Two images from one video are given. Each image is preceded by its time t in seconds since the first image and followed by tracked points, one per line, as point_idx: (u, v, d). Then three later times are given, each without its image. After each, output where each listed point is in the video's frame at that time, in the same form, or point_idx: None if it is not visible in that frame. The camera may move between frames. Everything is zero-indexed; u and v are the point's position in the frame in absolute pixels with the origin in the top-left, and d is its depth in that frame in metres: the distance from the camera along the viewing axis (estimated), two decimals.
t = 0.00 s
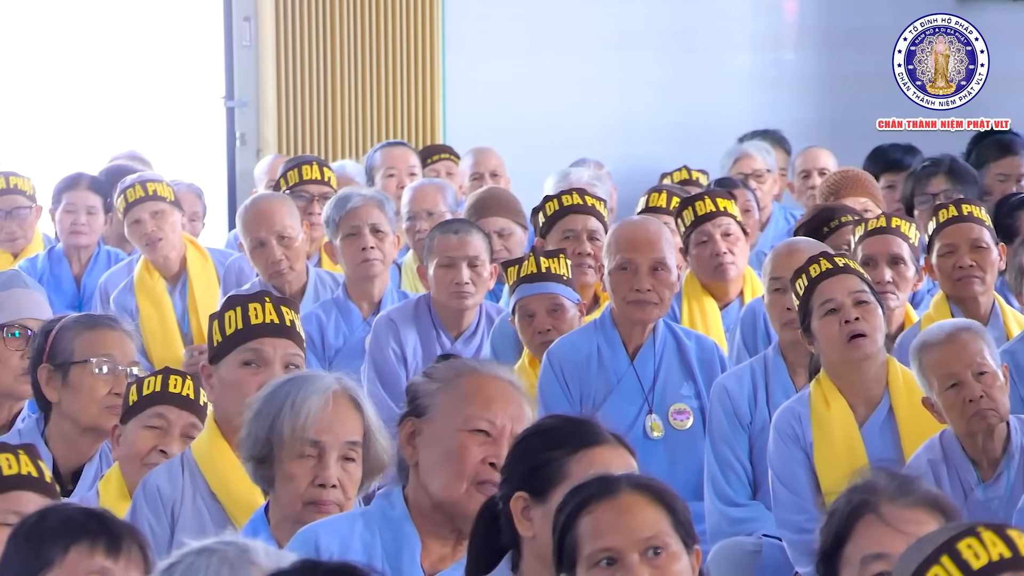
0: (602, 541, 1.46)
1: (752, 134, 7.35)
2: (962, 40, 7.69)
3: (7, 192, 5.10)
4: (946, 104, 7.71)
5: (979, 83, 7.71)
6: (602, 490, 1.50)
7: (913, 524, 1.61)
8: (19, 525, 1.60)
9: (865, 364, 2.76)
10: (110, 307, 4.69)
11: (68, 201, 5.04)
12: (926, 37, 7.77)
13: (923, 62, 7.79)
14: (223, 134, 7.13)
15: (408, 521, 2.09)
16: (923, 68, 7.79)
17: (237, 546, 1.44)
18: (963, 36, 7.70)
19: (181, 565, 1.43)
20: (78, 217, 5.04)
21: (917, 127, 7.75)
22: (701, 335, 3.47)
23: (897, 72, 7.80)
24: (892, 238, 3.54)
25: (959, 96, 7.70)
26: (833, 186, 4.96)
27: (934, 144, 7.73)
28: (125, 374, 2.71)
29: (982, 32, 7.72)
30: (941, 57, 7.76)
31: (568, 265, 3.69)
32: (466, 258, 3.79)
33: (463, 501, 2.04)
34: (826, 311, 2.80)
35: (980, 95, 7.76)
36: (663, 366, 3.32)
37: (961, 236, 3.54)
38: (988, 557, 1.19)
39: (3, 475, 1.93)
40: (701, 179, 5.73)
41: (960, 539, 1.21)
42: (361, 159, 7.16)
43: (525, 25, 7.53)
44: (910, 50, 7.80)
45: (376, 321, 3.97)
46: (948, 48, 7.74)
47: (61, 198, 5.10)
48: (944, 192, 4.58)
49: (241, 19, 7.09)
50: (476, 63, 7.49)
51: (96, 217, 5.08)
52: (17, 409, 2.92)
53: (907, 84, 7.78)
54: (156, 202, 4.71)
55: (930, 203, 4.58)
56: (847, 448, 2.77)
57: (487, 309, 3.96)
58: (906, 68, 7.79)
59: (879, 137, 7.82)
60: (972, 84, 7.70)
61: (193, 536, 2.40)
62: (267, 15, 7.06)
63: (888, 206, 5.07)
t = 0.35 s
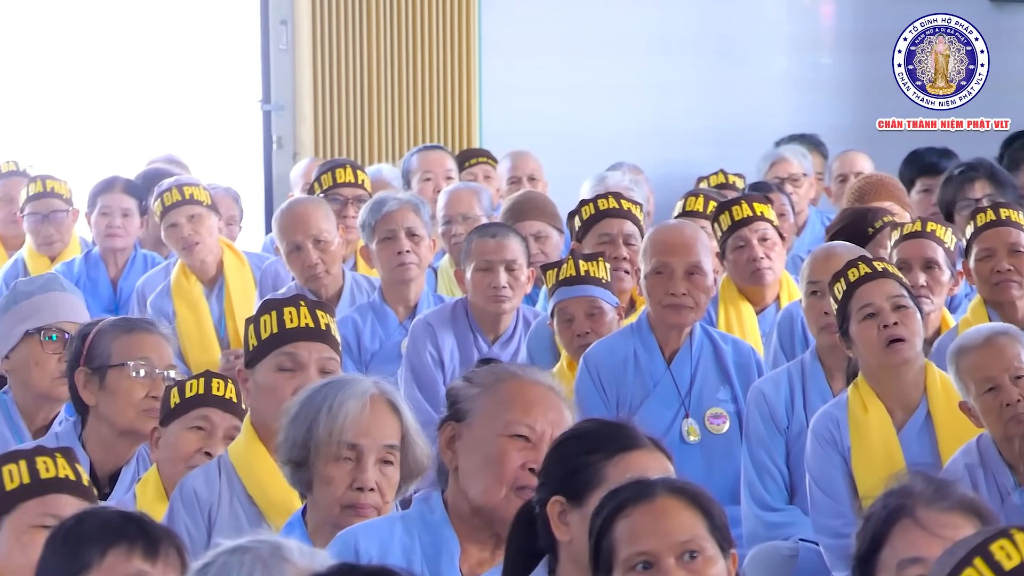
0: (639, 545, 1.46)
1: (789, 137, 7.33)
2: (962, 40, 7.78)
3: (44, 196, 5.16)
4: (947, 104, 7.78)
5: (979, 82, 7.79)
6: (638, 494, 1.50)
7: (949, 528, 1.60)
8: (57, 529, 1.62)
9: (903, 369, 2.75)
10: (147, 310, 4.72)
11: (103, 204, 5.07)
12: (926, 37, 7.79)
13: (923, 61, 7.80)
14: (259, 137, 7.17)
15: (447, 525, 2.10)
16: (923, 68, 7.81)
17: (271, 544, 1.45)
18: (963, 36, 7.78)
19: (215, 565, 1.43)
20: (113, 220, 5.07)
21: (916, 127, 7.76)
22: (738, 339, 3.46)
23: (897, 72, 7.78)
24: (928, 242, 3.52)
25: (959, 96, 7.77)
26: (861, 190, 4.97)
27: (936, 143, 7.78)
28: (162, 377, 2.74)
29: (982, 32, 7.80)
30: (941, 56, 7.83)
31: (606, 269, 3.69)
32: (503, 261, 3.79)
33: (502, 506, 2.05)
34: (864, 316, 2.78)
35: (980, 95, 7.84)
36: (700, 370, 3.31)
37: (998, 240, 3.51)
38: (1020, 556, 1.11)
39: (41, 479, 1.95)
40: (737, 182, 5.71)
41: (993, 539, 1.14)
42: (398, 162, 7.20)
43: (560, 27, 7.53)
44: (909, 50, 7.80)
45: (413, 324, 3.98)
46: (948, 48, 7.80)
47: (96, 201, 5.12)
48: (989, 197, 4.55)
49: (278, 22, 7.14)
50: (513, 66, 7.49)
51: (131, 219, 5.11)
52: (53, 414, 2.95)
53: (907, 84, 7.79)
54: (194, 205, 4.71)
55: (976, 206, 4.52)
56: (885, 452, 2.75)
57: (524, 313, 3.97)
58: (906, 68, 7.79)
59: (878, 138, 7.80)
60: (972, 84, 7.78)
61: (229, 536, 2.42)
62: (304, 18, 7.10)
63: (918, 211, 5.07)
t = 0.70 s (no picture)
0: (678, 550, 1.46)
1: (827, 143, 7.30)
2: (962, 40, 7.64)
3: (83, 204, 5.19)
4: (947, 104, 7.65)
5: (979, 83, 7.65)
6: (678, 499, 1.49)
7: (990, 535, 1.59)
8: (96, 536, 1.62)
9: (943, 375, 2.73)
10: (187, 317, 4.75)
11: (144, 211, 5.11)
12: (926, 37, 7.65)
13: (923, 61, 7.66)
14: (298, 144, 7.21)
15: (487, 531, 2.10)
16: (923, 68, 7.67)
17: (304, 552, 1.43)
18: (963, 36, 7.64)
19: (250, 572, 1.43)
20: (154, 227, 5.11)
21: (917, 127, 7.65)
22: (778, 343, 3.45)
23: (897, 72, 7.64)
24: (961, 249, 3.49)
25: (959, 97, 7.64)
26: (898, 197, 4.95)
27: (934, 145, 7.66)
28: (201, 384, 2.74)
29: (982, 32, 7.66)
30: (941, 57, 7.69)
31: (646, 274, 3.68)
32: (541, 268, 3.79)
33: (542, 512, 2.06)
34: (903, 322, 2.77)
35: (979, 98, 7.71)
36: (740, 376, 3.30)
37: None
38: None
39: (81, 485, 1.97)
40: (775, 188, 5.69)
41: None
42: (436, 169, 7.22)
43: (598, 33, 7.54)
44: (909, 51, 7.65)
45: (452, 330, 3.98)
46: (948, 48, 7.66)
47: (138, 208, 5.18)
48: None
49: (317, 30, 7.18)
50: (550, 73, 7.51)
51: (172, 226, 5.16)
52: (93, 421, 2.98)
53: (907, 84, 7.66)
54: (233, 212, 4.75)
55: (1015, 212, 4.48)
56: (924, 459, 2.73)
57: (562, 320, 3.98)
58: (906, 68, 7.64)
59: (879, 138, 7.71)
60: (972, 84, 7.65)
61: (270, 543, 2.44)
62: (342, 24, 7.14)
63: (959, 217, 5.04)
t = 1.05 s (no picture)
0: (718, 555, 1.46)
1: (866, 146, 7.27)
2: (962, 40, 7.64)
3: (122, 207, 5.24)
4: (947, 104, 7.65)
5: (979, 83, 7.65)
6: (718, 503, 1.50)
7: None
8: (137, 538, 1.58)
9: (981, 379, 2.71)
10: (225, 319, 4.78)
11: (182, 214, 5.16)
12: (926, 37, 7.64)
13: (923, 61, 7.65)
14: (336, 147, 7.25)
15: (527, 535, 2.11)
16: (923, 68, 7.66)
17: (351, 556, 1.44)
18: (963, 36, 7.64)
19: None
20: (192, 230, 5.16)
21: (916, 127, 7.63)
22: (814, 345, 3.43)
23: (897, 73, 7.63)
24: (997, 253, 3.47)
25: (959, 96, 7.64)
26: (937, 199, 4.92)
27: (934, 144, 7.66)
28: (241, 386, 2.76)
29: (982, 32, 7.66)
30: (942, 57, 7.67)
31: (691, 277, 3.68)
32: (579, 271, 3.80)
33: (582, 516, 2.06)
34: (942, 326, 2.75)
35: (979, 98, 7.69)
36: (774, 378, 3.28)
37: None
38: None
39: (120, 488, 1.98)
40: (814, 191, 5.66)
41: None
42: (474, 171, 7.24)
43: (637, 35, 7.53)
44: (909, 51, 7.65)
45: (489, 333, 3.99)
46: (948, 48, 7.65)
47: (174, 211, 5.21)
48: None
49: (354, 33, 7.21)
50: (589, 75, 7.50)
51: (209, 229, 5.20)
52: (129, 426, 3.00)
53: (907, 84, 7.65)
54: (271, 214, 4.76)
55: None
56: (963, 462, 2.71)
57: (601, 322, 3.98)
58: (906, 68, 7.64)
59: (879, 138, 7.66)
60: (972, 84, 7.64)
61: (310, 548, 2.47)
62: (380, 27, 7.16)
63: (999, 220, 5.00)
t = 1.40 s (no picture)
0: (751, 560, 1.45)
1: (902, 152, 7.25)
2: (962, 40, 7.63)
3: (156, 212, 5.29)
4: (946, 104, 7.66)
5: (979, 83, 7.66)
6: (752, 509, 1.49)
7: None
8: (173, 544, 1.59)
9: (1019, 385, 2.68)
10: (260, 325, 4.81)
11: (215, 220, 5.19)
12: (926, 37, 7.63)
13: (923, 61, 7.64)
14: (371, 152, 7.27)
15: (560, 541, 2.12)
16: (923, 68, 7.66)
17: (387, 564, 1.43)
18: (963, 36, 7.63)
19: None
20: (225, 236, 5.19)
21: (917, 127, 7.62)
22: (847, 350, 3.42)
23: (897, 73, 7.61)
24: None
25: (959, 96, 7.65)
26: (973, 205, 4.89)
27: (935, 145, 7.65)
28: (276, 391, 2.77)
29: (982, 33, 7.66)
30: (941, 57, 7.66)
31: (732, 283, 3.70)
32: (614, 276, 3.79)
33: (615, 523, 2.06)
34: (978, 331, 2.74)
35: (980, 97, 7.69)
36: (807, 384, 3.27)
37: None
38: None
39: (157, 494, 1.98)
40: (849, 197, 5.64)
41: None
42: (508, 176, 7.26)
43: (671, 41, 7.51)
44: (909, 50, 7.62)
45: (524, 338, 4.00)
46: (948, 48, 7.64)
47: (207, 217, 5.23)
48: None
49: (389, 38, 7.23)
50: (624, 80, 7.48)
51: (242, 235, 5.23)
52: (163, 431, 3.03)
53: (907, 84, 7.64)
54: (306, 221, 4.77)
55: None
56: (999, 467, 2.69)
57: (635, 328, 3.98)
58: (906, 68, 7.63)
59: (879, 139, 7.62)
60: (972, 84, 7.66)
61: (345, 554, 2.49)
62: (414, 33, 7.18)
63: None
